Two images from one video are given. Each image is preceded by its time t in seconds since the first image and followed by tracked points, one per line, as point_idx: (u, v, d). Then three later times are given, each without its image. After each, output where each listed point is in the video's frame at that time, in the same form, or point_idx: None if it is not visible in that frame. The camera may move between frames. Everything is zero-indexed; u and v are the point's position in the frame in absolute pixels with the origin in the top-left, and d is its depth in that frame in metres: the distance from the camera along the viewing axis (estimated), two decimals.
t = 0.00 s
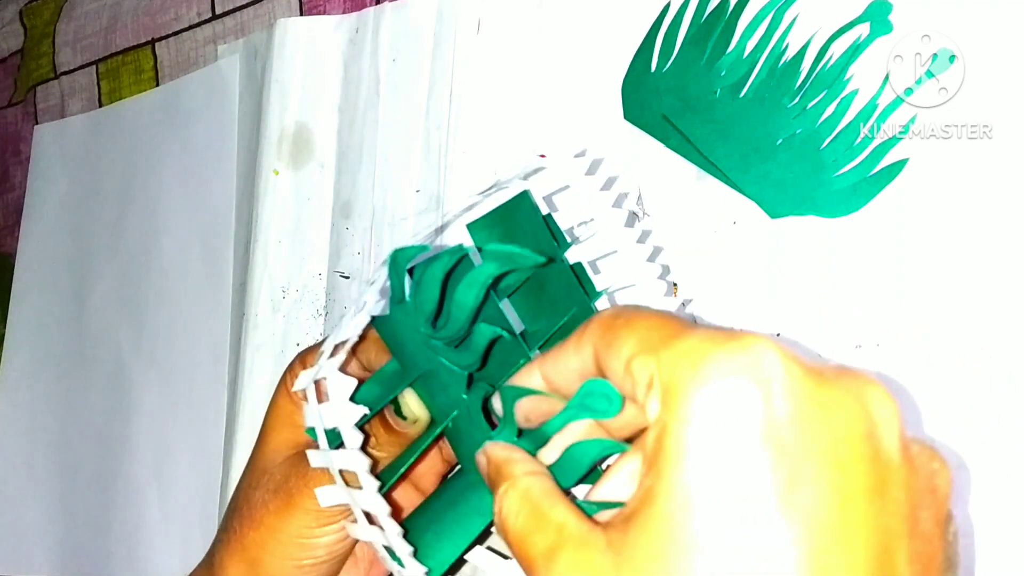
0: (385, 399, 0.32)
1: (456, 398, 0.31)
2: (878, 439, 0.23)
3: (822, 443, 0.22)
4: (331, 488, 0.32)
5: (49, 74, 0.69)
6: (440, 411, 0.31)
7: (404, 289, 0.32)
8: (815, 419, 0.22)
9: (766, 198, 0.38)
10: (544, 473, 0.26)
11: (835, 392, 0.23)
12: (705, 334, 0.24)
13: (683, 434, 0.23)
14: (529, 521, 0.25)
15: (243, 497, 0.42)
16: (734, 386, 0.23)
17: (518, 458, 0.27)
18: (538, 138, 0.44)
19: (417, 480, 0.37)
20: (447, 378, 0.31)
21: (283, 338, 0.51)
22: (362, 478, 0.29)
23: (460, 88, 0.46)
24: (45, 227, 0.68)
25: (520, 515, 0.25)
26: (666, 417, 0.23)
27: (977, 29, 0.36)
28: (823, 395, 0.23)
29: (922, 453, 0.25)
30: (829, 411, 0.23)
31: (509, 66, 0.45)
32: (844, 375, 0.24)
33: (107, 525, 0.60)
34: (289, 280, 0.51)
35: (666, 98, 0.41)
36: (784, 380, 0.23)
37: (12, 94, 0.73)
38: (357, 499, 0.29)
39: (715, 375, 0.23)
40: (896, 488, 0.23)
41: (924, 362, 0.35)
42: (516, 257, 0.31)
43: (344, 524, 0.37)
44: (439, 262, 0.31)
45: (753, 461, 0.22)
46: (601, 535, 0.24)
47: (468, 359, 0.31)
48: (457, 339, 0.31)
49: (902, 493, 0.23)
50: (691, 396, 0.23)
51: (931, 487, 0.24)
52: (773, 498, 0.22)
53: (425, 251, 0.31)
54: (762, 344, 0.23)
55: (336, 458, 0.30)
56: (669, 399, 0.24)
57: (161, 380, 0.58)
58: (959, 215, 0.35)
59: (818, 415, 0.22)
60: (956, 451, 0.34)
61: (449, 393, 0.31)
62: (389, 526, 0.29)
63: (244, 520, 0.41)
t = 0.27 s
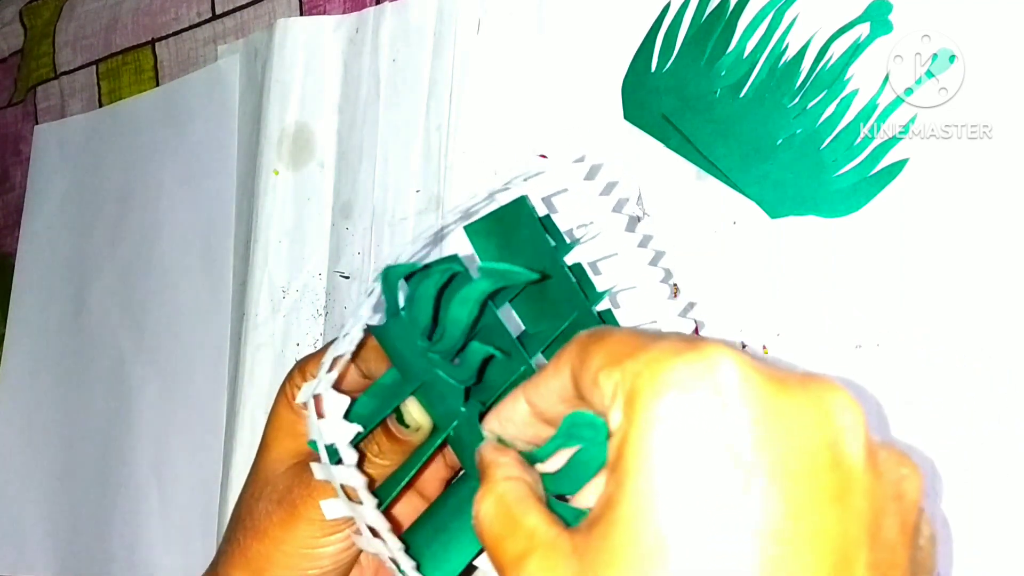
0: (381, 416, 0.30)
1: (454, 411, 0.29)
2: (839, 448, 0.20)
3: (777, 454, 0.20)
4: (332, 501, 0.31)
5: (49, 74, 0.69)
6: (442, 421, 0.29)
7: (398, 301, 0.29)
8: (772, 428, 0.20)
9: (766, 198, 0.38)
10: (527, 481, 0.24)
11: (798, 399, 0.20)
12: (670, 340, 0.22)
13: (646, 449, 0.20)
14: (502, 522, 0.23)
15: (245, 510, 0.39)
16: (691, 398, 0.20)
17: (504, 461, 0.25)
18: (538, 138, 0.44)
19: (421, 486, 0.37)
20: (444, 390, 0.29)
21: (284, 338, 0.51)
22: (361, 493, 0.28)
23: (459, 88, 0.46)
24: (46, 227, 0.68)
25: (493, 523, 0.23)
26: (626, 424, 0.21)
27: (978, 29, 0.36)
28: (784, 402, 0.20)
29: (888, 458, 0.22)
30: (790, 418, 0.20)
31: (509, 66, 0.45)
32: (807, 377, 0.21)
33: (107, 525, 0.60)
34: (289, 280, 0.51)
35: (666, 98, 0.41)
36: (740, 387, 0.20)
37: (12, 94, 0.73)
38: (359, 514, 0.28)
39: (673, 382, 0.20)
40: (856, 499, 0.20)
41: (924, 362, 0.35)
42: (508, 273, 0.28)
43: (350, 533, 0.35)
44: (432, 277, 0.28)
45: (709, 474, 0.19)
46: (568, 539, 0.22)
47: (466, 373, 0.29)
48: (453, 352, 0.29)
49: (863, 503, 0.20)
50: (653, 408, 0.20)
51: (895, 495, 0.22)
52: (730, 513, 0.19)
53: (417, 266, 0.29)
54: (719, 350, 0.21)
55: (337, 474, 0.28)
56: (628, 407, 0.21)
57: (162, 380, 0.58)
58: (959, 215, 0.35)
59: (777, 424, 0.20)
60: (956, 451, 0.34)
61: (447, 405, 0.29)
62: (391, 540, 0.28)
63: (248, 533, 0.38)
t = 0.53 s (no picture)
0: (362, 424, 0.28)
1: (438, 420, 0.27)
2: (797, 477, 0.19)
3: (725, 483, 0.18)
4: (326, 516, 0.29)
5: (49, 74, 0.69)
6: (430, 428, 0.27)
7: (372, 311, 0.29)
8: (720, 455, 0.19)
9: (766, 198, 0.38)
10: (492, 497, 0.23)
11: (751, 423, 0.19)
12: (624, 363, 0.21)
13: (594, 474, 0.19)
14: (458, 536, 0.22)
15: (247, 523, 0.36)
16: (635, 425, 0.19)
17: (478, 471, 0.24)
18: (538, 138, 0.44)
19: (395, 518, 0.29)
20: (423, 401, 0.27)
21: (284, 338, 0.51)
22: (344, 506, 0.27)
23: (459, 88, 0.46)
24: (46, 227, 0.68)
25: (449, 537, 0.22)
26: (574, 448, 0.20)
27: (978, 29, 0.36)
28: (735, 426, 0.19)
29: (857, 486, 0.20)
30: (743, 445, 0.19)
31: (509, 66, 0.45)
32: (766, 400, 0.20)
33: (107, 525, 0.60)
34: (289, 280, 0.51)
35: (666, 98, 0.41)
36: (686, 411, 0.19)
37: (13, 94, 0.73)
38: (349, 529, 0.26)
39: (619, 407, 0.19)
40: (814, 533, 0.19)
41: (924, 362, 0.35)
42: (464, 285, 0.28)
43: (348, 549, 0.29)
44: (397, 285, 0.28)
45: (654, 502, 0.18)
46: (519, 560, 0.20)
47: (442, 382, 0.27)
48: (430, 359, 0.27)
49: (822, 539, 0.19)
50: (599, 433, 0.19)
51: (862, 527, 0.20)
52: (684, 540, 0.18)
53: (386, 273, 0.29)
54: (667, 374, 0.20)
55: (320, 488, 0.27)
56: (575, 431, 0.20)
57: (162, 380, 0.58)
58: (960, 215, 0.35)
59: (725, 451, 0.19)
60: (955, 451, 0.34)
61: (430, 414, 0.27)
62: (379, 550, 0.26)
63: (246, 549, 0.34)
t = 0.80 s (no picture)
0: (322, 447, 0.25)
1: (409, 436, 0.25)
2: (745, 514, 0.16)
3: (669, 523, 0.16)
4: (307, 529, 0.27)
5: (49, 74, 0.69)
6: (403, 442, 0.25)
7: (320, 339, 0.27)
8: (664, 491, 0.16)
9: (766, 198, 0.39)
10: (450, 521, 0.21)
11: (696, 452, 0.16)
12: (562, 387, 0.17)
13: (533, 518, 0.16)
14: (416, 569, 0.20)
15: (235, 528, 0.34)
16: (572, 461, 0.16)
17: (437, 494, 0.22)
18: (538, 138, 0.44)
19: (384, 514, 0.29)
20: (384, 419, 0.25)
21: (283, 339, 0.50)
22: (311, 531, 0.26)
23: (460, 89, 0.46)
24: (46, 227, 0.68)
25: (405, 566, 0.21)
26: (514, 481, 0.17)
27: (978, 29, 0.36)
28: (680, 457, 0.16)
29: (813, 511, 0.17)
30: (688, 481, 0.16)
31: (509, 66, 0.45)
32: (712, 423, 0.17)
33: (107, 525, 0.60)
34: (289, 280, 0.51)
35: (666, 98, 0.41)
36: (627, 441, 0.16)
37: (13, 94, 0.73)
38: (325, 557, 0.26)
39: (557, 437, 0.16)
40: None
41: (924, 362, 0.35)
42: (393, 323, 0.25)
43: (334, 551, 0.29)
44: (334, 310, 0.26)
45: (597, 551, 0.16)
46: None
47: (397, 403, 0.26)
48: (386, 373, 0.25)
49: None
50: (533, 471, 0.16)
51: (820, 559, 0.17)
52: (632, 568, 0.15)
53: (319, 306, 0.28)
54: (602, 397, 0.17)
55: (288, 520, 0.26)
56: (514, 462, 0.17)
57: (162, 380, 0.58)
58: (960, 215, 0.35)
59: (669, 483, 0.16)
60: (955, 451, 0.34)
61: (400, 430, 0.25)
62: None
63: (237, 553, 0.32)
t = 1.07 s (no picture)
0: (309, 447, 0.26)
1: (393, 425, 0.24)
2: (770, 518, 0.16)
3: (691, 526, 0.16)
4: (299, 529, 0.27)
5: (49, 73, 0.69)
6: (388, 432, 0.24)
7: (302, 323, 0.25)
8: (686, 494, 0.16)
9: (766, 198, 0.38)
10: (460, 516, 0.21)
11: (721, 454, 0.16)
12: (583, 387, 0.17)
13: (556, 517, 0.16)
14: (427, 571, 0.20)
15: (223, 535, 0.32)
16: (594, 463, 0.16)
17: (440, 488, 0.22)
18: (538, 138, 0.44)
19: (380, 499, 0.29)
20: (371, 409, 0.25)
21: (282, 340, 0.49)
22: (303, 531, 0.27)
23: (459, 88, 0.46)
24: (46, 227, 0.68)
25: (417, 566, 0.20)
26: (532, 482, 0.17)
27: (978, 29, 0.36)
28: (704, 459, 0.16)
29: (832, 517, 0.17)
30: (712, 482, 0.16)
31: (509, 66, 0.45)
32: (734, 424, 0.17)
33: (107, 525, 0.60)
34: (289, 279, 0.51)
35: (666, 98, 0.41)
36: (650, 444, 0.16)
37: (13, 94, 0.73)
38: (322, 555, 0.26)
39: (577, 439, 0.16)
40: None
41: (924, 362, 0.35)
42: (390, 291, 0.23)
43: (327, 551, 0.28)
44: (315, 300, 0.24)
45: (620, 553, 0.15)
46: None
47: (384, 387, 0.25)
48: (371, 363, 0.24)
49: None
50: (555, 473, 0.16)
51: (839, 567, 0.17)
52: (641, 566, 0.15)
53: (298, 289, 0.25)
54: (628, 398, 0.17)
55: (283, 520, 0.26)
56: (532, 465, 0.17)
57: (162, 379, 0.58)
58: (960, 215, 0.35)
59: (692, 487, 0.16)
60: (956, 451, 0.34)
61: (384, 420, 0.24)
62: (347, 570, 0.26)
63: (227, 559, 0.32)
